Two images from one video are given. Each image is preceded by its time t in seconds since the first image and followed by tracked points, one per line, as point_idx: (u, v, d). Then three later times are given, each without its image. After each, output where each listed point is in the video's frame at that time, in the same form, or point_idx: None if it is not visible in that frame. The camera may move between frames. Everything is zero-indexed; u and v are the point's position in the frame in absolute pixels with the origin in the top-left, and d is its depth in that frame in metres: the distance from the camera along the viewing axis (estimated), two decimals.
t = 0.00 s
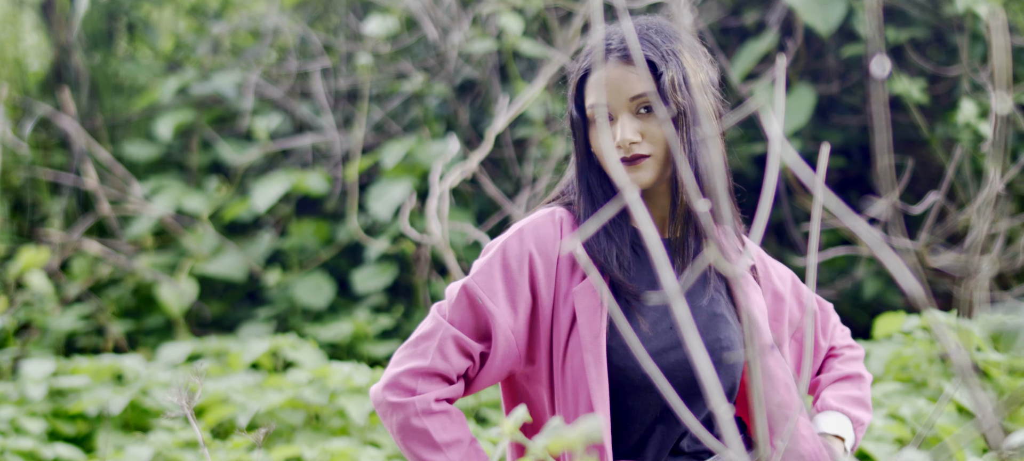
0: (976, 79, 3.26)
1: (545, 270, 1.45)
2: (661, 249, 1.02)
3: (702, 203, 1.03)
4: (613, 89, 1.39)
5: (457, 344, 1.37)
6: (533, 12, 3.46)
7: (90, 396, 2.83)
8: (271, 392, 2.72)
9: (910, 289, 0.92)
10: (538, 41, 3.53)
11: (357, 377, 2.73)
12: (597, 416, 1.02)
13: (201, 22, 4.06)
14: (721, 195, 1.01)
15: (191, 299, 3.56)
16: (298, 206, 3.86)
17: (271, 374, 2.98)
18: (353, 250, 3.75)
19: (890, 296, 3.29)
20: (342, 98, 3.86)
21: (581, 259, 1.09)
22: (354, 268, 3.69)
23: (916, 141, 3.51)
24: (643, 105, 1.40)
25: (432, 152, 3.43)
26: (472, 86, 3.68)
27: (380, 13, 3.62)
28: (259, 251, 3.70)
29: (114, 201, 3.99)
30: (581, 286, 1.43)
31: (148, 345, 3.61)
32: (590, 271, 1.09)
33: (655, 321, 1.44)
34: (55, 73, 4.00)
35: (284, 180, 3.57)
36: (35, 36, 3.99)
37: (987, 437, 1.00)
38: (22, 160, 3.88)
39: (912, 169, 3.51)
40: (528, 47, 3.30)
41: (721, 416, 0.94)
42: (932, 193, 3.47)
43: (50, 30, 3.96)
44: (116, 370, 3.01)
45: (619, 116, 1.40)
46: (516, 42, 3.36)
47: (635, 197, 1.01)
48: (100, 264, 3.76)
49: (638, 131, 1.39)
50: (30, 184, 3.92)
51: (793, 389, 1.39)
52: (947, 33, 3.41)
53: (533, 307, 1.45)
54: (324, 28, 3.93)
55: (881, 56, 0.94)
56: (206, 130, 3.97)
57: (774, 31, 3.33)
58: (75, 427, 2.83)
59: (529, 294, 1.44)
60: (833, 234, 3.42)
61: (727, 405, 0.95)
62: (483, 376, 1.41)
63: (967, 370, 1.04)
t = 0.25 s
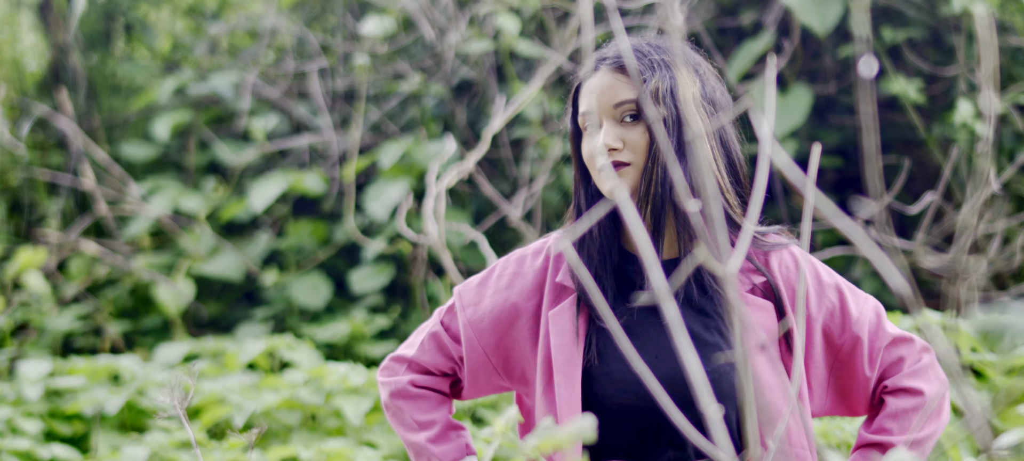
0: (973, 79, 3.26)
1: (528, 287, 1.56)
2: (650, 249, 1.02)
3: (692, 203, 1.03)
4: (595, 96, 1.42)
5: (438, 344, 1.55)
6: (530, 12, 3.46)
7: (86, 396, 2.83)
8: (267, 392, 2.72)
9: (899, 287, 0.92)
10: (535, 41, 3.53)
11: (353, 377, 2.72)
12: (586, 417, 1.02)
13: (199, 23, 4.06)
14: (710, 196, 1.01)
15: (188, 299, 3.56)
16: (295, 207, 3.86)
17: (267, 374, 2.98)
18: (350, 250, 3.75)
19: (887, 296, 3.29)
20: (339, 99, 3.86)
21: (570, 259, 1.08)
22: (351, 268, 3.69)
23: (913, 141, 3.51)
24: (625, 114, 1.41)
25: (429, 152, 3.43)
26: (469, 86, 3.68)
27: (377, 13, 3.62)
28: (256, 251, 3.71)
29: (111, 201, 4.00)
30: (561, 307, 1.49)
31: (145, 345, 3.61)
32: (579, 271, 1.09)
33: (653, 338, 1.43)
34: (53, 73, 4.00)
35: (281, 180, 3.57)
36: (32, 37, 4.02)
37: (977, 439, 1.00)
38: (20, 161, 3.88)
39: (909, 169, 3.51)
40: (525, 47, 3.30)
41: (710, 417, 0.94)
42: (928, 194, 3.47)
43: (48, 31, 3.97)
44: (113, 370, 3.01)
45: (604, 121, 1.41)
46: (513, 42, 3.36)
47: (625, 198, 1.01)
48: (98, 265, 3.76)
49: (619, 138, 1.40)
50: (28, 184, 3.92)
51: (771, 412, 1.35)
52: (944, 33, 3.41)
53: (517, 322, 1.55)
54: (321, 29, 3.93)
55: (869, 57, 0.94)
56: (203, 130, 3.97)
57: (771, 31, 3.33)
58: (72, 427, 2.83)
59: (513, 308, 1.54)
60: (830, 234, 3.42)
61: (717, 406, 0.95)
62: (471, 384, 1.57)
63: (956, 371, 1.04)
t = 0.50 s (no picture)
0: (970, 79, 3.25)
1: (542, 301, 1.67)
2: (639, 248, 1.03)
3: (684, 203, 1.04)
4: (614, 72, 1.50)
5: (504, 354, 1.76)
6: (527, 12, 3.46)
7: (83, 396, 2.84)
8: (263, 392, 2.72)
9: (886, 285, 0.93)
10: (532, 41, 3.53)
11: (349, 378, 2.71)
12: (578, 416, 1.04)
13: (197, 22, 4.06)
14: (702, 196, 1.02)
15: (185, 299, 3.56)
16: (292, 207, 3.86)
17: (264, 374, 2.99)
18: (347, 250, 3.75)
19: (885, 296, 3.29)
20: (336, 99, 3.86)
21: (561, 259, 1.09)
22: (349, 268, 3.69)
23: (911, 141, 3.50)
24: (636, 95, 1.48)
25: (426, 152, 3.43)
26: (466, 86, 3.68)
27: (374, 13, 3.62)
28: (254, 252, 3.71)
29: (109, 201, 4.00)
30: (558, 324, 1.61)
31: (142, 345, 3.61)
32: (571, 271, 1.10)
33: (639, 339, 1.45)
34: (51, 74, 4.00)
35: (278, 180, 3.56)
36: (30, 36, 4.02)
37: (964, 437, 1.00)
38: (17, 161, 3.88)
39: (907, 169, 3.51)
40: (522, 47, 3.29)
41: (700, 417, 0.95)
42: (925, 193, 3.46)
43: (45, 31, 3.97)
44: (109, 370, 3.01)
45: (614, 98, 1.51)
46: (510, 42, 3.36)
47: (617, 198, 1.02)
48: (95, 265, 3.76)
49: (626, 117, 1.48)
50: (26, 185, 3.92)
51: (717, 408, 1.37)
52: (941, 32, 3.40)
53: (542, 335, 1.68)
54: (319, 28, 3.93)
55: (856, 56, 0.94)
56: (201, 130, 3.97)
57: (768, 30, 3.33)
58: (69, 428, 2.84)
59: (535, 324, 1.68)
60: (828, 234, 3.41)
61: (705, 406, 0.96)
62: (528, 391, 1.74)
63: (944, 370, 1.04)
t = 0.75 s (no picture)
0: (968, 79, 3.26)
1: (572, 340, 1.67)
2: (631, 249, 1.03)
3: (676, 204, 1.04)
4: (609, 100, 1.42)
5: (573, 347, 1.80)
6: (525, 12, 3.46)
7: (81, 397, 2.83)
8: (260, 392, 2.72)
9: (875, 282, 0.93)
10: (530, 41, 3.53)
11: (346, 378, 2.71)
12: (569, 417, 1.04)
13: (195, 23, 4.06)
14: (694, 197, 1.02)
15: (183, 299, 3.57)
16: (290, 207, 3.87)
17: (261, 374, 2.99)
18: (345, 250, 3.76)
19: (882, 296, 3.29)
20: (334, 99, 3.86)
21: (553, 259, 1.09)
22: (347, 269, 3.69)
23: (908, 141, 3.50)
24: (633, 125, 1.41)
25: (424, 152, 3.43)
26: (464, 86, 3.68)
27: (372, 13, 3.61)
28: (252, 252, 3.71)
29: (107, 202, 4.00)
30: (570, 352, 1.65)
31: (140, 345, 3.62)
32: (563, 271, 1.09)
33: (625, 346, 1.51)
34: (48, 74, 3.99)
35: (276, 181, 3.56)
36: (29, 37, 3.98)
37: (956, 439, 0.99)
38: (16, 161, 3.89)
39: (904, 168, 3.51)
40: (520, 47, 3.30)
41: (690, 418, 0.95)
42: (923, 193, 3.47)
43: (43, 31, 3.96)
44: (107, 370, 3.01)
45: (610, 128, 1.43)
46: (508, 42, 3.36)
47: (608, 198, 1.02)
48: (93, 265, 3.76)
49: (621, 148, 1.41)
50: (23, 185, 3.92)
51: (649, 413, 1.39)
52: (939, 32, 3.40)
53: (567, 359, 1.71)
54: (317, 29, 3.93)
55: (847, 57, 0.94)
56: (199, 130, 3.97)
57: (766, 30, 3.33)
58: (66, 428, 2.84)
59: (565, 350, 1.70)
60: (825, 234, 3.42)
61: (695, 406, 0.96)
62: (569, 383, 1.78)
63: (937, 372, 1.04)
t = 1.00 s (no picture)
0: (965, 79, 3.26)
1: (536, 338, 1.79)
2: (621, 248, 1.03)
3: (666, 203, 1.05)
4: (604, 92, 1.40)
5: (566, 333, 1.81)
6: (522, 12, 3.46)
7: (78, 397, 2.84)
8: (256, 392, 2.72)
9: (862, 279, 0.93)
10: (527, 41, 3.53)
11: (343, 378, 2.71)
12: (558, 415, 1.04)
13: (193, 23, 4.06)
14: (684, 196, 1.03)
15: (180, 300, 3.57)
16: (287, 207, 3.87)
17: (258, 374, 2.99)
18: (343, 250, 3.76)
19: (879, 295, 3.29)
20: (332, 99, 3.86)
21: (544, 258, 1.10)
22: (344, 269, 3.69)
23: (905, 141, 3.51)
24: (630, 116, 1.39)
25: (421, 152, 3.44)
26: (462, 86, 3.68)
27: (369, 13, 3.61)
28: (249, 252, 3.71)
29: (104, 202, 4.00)
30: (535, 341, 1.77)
31: (138, 345, 3.62)
32: (554, 270, 1.11)
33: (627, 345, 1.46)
34: (46, 74, 3.99)
35: (273, 181, 3.57)
36: (27, 36, 3.98)
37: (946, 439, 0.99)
38: (13, 161, 3.88)
39: (901, 168, 3.51)
40: (517, 47, 3.30)
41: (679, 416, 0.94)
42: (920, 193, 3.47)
43: (40, 31, 3.97)
44: (104, 371, 3.01)
45: (607, 119, 1.41)
46: (505, 42, 3.36)
47: (599, 197, 1.03)
48: (91, 265, 3.76)
49: (619, 138, 1.38)
50: (21, 185, 3.92)
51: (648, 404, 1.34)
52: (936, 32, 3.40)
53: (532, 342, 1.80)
54: (314, 29, 3.93)
55: (833, 57, 0.94)
56: (196, 131, 3.98)
57: (763, 30, 3.33)
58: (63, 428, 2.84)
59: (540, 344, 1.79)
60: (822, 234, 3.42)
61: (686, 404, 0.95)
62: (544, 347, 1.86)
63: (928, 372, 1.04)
